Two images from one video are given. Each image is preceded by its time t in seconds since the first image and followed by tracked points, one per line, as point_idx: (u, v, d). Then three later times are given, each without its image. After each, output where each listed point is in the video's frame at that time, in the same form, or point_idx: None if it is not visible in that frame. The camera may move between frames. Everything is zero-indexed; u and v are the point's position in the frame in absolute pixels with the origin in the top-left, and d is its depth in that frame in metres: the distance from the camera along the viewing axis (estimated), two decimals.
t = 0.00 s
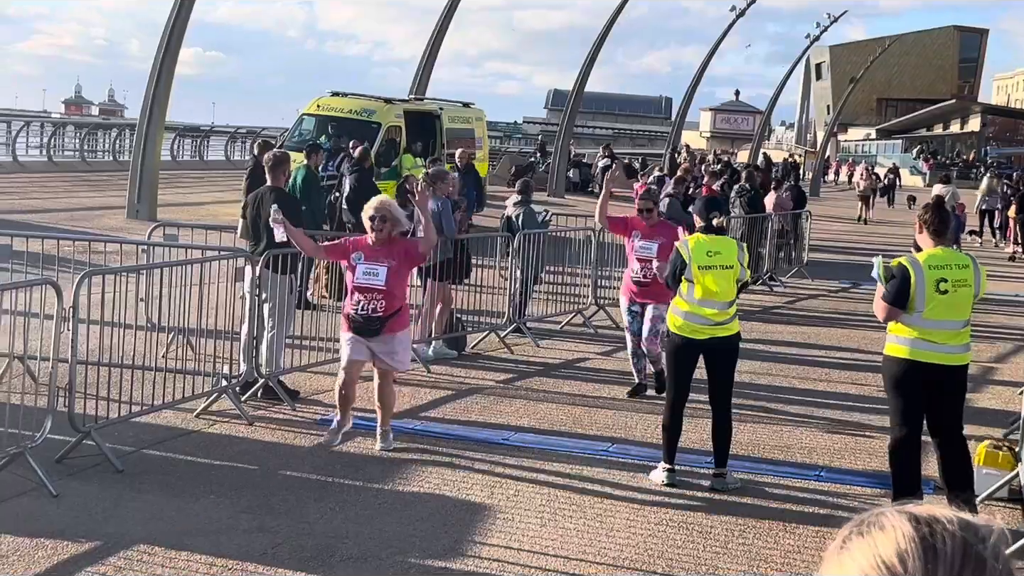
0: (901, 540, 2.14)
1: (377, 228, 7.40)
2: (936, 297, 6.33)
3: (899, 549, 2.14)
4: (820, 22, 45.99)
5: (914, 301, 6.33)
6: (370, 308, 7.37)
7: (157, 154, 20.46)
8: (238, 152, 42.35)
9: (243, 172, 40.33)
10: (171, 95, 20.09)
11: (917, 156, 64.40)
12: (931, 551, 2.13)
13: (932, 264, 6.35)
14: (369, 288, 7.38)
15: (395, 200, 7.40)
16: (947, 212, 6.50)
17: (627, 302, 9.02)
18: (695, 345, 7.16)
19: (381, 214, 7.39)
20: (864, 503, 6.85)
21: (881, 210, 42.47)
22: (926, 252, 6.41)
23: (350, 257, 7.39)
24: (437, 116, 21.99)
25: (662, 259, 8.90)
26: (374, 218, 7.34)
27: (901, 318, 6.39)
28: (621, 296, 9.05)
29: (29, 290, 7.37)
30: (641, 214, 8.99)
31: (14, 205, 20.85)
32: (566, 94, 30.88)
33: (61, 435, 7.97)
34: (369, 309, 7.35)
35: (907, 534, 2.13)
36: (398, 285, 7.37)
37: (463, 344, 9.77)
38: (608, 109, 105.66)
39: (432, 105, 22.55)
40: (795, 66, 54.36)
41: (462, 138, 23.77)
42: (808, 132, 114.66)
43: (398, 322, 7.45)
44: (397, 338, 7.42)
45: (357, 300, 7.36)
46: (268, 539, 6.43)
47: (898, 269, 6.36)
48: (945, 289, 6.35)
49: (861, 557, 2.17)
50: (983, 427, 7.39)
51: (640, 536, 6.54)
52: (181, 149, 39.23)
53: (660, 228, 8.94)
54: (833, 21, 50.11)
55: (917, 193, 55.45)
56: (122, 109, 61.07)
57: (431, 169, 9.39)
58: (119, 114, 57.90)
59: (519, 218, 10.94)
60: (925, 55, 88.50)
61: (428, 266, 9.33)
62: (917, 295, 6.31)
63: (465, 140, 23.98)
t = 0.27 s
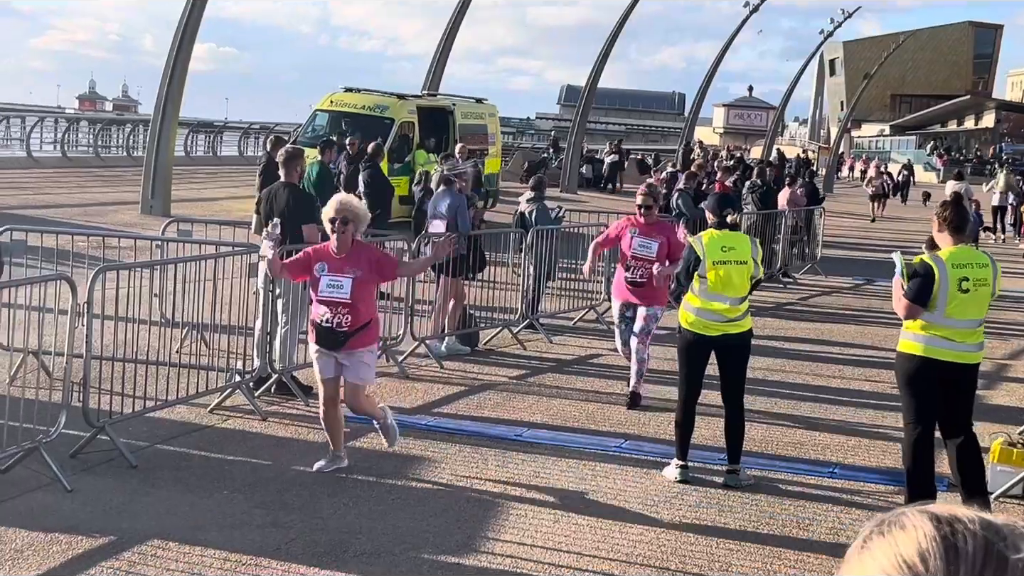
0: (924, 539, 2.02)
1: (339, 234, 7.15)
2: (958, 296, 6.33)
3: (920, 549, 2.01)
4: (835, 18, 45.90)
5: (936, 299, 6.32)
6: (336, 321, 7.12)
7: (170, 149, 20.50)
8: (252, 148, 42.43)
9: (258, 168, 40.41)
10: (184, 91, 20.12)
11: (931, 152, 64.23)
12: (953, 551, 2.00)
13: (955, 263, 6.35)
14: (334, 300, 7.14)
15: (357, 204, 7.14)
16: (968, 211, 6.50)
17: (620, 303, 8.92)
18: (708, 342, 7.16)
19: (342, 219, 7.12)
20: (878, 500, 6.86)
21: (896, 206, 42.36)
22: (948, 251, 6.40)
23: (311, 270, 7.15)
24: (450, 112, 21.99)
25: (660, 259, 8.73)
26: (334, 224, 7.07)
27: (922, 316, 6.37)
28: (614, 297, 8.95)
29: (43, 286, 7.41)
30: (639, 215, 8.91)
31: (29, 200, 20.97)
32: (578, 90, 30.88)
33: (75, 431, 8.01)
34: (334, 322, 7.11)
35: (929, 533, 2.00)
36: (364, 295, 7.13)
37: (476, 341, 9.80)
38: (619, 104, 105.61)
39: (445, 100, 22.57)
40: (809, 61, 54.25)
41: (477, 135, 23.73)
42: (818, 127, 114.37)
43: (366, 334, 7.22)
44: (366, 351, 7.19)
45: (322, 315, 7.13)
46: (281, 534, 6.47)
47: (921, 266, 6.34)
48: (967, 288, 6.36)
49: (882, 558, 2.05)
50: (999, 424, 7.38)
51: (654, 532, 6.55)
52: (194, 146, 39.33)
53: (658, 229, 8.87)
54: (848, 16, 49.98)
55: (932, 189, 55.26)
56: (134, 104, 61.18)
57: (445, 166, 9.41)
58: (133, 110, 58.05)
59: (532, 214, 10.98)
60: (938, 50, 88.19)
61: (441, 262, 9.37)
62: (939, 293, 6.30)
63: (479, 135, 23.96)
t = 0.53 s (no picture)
0: (946, 537, 2.00)
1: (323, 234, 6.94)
2: (992, 295, 6.34)
3: (942, 547, 2.00)
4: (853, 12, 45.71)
5: (973, 297, 6.29)
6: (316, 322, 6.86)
7: (187, 144, 20.59)
8: (269, 143, 42.51)
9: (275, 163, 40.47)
10: (201, 87, 20.18)
11: (948, 147, 63.93)
12: (974, 549, 1.98)
13: (993, 261, 6.33)
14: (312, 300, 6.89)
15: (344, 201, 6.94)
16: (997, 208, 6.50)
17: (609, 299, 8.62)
18: (724, 338, 7.15)
19: (326, 217, 6.92)
20: (895, 496, 6.85)
21: (914, 201, 42.20)
22: (982, 248, 6.37)
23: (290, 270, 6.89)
24: (466, 107, 21.97)
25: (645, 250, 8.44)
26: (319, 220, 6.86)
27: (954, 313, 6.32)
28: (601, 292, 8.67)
29: (61, 280, 7.44)
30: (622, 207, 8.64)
31: (46, 195, 21.09)
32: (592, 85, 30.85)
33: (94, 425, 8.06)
34: (314, 324, 6.84)
35: (951, 531, 1.98)
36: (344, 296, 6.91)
37: (492, 336, 9.81)
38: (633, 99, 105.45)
39: (462, 95, 22.58)
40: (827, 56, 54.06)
41: (494, 130, 23.72)
42: (833, 121, 113.99)
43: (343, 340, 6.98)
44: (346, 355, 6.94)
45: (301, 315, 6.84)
46: (297, 529, 6.48)
47: (962, 262, 6.27)
48: (999, 287, 6.37)
49: (904, 556, 2.04)
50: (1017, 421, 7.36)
51: (670, 528, 6.55)
52: (211, 140, 39.40)
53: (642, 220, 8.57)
54: (866, 11, 49.78)
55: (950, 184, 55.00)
56: (152, 99, 61.41)
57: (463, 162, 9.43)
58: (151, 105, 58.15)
59: (549, 209, 10.97)
60: (954, 44, 87.74)
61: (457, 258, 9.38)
62: (977, 291, 6.27)
63: (496, 130, 23.95)
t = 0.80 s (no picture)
0: (971, 535, 2.14)
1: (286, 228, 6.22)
2: None
3: (967, 545, 2.14)
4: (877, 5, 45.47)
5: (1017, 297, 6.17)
6: (273, 323, 6.19)
7: (210, 138, 20.61)
8: (291, 137, 42.63)
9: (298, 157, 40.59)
10: (224, 81, 20.24)
11: (972, 141, 63.53)
12: (1000, 547, 2.13)
13: None
14: (267, 297, 6.21)
15: (310, 192, 6.16)
16: None
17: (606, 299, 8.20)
18: (746, 332, 7.14)
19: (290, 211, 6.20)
20: (918, 492, 6.83)
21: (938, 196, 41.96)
22: None
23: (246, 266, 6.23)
24: (488, 101, 21.98)
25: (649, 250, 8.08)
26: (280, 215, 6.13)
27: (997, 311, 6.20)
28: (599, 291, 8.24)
29: (85, 275, 7.49)
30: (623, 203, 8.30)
31: (69, 189, 21.25)
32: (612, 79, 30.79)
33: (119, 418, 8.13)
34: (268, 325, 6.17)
35: (977, 529, 2.13)
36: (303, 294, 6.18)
37: (513, 331, 9.83)
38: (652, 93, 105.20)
39: (483, 89, 22.56)
40: (851, 49, 53.79)
41: (516, 124, 23.73)
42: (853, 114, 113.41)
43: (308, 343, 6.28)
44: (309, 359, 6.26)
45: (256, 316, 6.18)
46: (320, 523, 6.51)
47: (1013, 262, 6.08)
48: None
49: (929, 552, 2.17)
50: None
51: (691, 523, 6.55)
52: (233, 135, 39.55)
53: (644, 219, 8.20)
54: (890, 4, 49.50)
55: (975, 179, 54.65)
56: (175, 93, 61.60)
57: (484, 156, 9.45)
58: (173, 99, 58.33)
59: (571, 203, 10.96)
60: (977, 36, 87.13)
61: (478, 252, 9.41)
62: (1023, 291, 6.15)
63: (518, 124, 23.95)
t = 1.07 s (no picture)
0: (1005, 527, 2.19)
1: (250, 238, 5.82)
2: None
3: (1002, 537, 2.19)
4: None
5: None
6: (229, 341, 5.80)
7: (239, 133, 20.68)
8: (320, 132, 42.79)
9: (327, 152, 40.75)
10: (253, 76, 20.28)
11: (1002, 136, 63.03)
12: None
13: None
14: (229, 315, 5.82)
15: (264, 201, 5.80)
16: None
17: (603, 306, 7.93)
18: (774, 327, 7.11)
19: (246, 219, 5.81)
20: (948, 488, 6.81)
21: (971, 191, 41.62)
22: None
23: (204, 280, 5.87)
24: (516, 96, 22.04)
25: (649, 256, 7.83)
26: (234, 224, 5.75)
27: None
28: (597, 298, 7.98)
29: (117, 268, 7.55)
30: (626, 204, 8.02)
31: (99, 184, 21.47)
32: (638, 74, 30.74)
33: (151, 410, 8.21)
34: (225, 343, 5.77)
35: (1012, 522, 2.18)
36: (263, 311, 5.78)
37: (541, 325, 9.84)
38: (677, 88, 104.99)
39: (511, 84, 22.59)
40: (882, 44, 53.46)
41: (544, 118, 23.75)
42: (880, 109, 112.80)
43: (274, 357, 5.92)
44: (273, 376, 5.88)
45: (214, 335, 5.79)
46: (348, 516, 6.54)
47: None
48: None
49: (962, 545, 2.21)
50: None
51: (719, 517, 6.55)
52: (262, 130, 39.76)
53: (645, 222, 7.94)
54: None
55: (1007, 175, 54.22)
56: (203, 88, 61.93)
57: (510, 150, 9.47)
58: (202, 94, 58.58)
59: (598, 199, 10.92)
60: (1006, 31, 86.42)
61: (505, 246, 9.43)
62: None
63: (546, 119, 23.98)
